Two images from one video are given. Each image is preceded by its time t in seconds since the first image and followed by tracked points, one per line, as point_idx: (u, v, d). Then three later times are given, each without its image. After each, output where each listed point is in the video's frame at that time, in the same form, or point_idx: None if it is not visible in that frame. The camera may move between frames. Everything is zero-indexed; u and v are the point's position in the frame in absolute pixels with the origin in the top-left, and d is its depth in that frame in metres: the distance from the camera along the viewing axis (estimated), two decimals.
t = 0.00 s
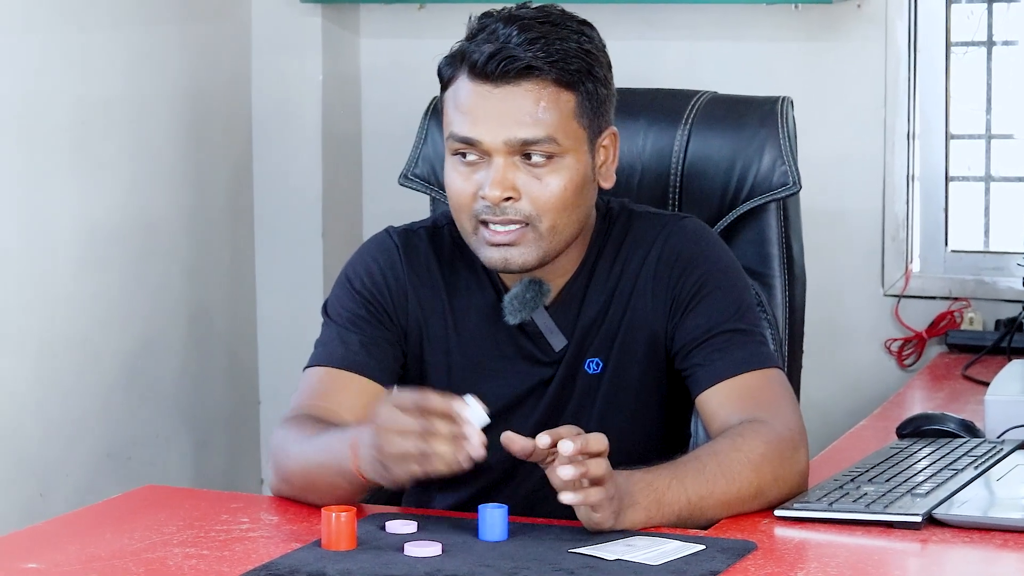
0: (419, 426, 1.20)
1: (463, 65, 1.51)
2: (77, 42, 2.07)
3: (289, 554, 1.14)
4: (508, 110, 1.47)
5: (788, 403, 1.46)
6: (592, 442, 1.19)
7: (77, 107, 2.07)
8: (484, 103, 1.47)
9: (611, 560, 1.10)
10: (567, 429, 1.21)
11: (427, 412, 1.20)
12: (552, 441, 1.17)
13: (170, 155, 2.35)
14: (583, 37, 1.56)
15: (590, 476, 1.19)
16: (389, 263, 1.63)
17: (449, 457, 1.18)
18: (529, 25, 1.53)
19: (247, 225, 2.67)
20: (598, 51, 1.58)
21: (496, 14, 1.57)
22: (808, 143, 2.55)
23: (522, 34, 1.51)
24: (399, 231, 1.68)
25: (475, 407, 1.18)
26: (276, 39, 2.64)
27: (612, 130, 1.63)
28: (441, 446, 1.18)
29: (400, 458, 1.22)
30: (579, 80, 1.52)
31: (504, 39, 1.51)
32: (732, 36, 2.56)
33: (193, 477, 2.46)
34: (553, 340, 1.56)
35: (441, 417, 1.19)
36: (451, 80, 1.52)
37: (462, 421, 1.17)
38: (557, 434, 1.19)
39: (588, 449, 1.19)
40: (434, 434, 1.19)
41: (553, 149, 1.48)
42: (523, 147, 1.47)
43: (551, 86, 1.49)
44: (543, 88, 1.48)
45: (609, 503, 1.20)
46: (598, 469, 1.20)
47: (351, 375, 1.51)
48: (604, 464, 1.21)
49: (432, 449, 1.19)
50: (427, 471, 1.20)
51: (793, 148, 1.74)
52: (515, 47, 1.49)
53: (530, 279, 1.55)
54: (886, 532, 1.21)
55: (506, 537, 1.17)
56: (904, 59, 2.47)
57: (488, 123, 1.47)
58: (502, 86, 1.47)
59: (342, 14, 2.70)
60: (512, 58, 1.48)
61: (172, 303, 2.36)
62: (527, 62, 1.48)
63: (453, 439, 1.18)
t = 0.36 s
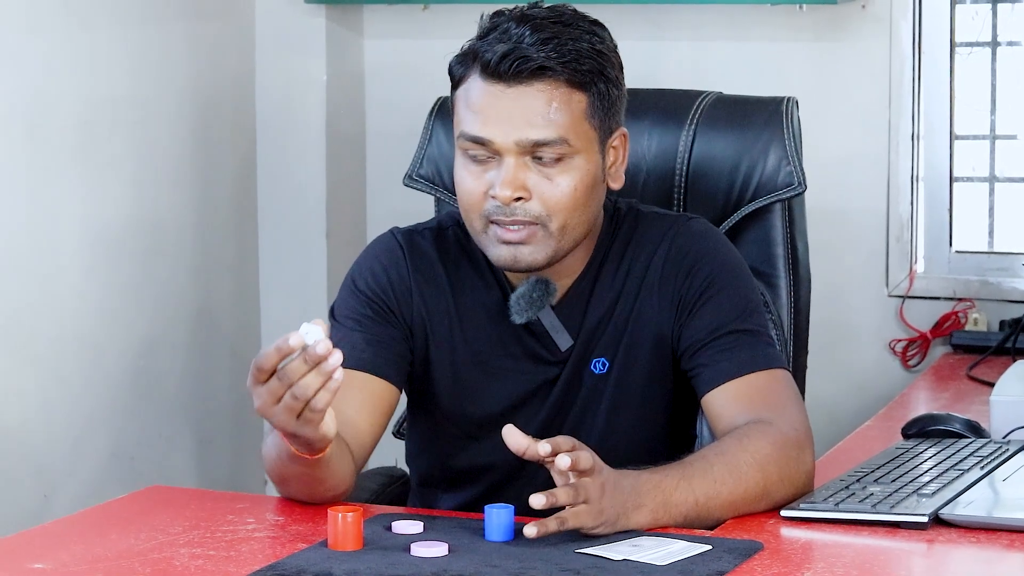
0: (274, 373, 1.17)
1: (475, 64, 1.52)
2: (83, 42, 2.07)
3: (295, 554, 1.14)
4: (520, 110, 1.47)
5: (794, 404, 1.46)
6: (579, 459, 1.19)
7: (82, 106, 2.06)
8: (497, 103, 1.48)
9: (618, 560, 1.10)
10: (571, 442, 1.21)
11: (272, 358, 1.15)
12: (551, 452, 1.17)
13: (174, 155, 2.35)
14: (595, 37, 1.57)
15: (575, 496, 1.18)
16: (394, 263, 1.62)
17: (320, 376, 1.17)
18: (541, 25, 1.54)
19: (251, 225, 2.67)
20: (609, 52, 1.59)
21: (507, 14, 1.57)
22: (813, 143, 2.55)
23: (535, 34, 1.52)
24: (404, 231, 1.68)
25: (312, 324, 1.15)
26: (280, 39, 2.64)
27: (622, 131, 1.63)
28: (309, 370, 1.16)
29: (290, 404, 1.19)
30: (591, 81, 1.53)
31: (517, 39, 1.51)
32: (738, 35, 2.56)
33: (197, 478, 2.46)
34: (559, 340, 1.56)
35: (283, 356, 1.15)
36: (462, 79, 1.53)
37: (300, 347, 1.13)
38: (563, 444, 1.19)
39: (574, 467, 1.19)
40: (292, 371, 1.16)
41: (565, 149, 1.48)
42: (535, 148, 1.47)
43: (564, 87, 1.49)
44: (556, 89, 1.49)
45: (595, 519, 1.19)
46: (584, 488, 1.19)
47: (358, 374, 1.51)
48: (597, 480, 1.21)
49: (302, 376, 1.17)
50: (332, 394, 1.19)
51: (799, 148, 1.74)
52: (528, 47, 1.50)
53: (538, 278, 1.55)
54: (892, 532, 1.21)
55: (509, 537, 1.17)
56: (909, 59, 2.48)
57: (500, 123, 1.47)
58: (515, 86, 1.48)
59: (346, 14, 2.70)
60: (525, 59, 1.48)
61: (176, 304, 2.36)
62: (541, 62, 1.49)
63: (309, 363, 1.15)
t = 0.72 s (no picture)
0: (272, 383, 1.17)
1: (477, 62, 1.52)
2: (82, 41, 2.07)
3: (293, 553, 1.13)
4: (527, 105, 1.47)
5: (794, 402, 1.46)
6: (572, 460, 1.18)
7: (81, 105, 2.06)
8: (503, 100, 1.48)
9: (616, 558, 1.10)
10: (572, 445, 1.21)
11: (268, 368, 1.16)
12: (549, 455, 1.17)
13: (173, 154, 2.35)
14: (594, 32, 1.57)
15: (566, 495, 1.18)
16: (393, 262, 1.62)
17: (318, 386, 1.17)
18: (541, 21, 1.54)
19: (250, 224, 2.67)
20: (609, 46, 1.59)
21: (504, 12, 1.57)
22: (813, 142, 2.55)
23: (536, 30, 1.52)
24: (404, 230, 1.68)
25: (308, 333, 1.15)
26: (280, 38, 2.64)
27: (622, 125, 1.63)
28: (306, 379, 1.17)
29: (289, 414, 1.20)
30: (593, 75, 1.53)
31: (518, 36, 1.51)
32: (737, 35, 2.56)
33: (196, 477, 2.45)
34: (559, 339, 1.56)
35: (279, 366, 1.15)
36: (464, 78, 1.53)
37: (295, 357, 1.14)
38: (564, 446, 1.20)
39: (567, 469, 1.18)
40: (290, 381, 1.16)
41: (572, 143, 1.48)
42: (542, 143, 1.47)
43: (568, 81, 1.50)
44: (561, 83, 1.49)
45: (590, 519, 1.19)
46: (580, 489, 1.19)
47: (358, 372, 1.51)
48: (593, 480, 1.21)
49: (299, 386, 1.17)
50: (331, 400, 1.19)
51: (798, 146, 1.74)
52: (531, 43, 1.50)
53: (538, 277, 1.55)
54: (891, 531, 1.20)
55: (507, 536, 1.16)
56: (909, 57, 2.48)
57: (507, 120, 1.47)
58: (520, 81, 1.48)
59: (345, 13, 2.70)
60: (531, 54, 1.48)
61: (175, 303, 2.36)
62: (545, 57, 1.49)
63: (306, 372, 1.16)
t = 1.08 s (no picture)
0: (263, 372, 1.17)
1: (481, 65, 1.52)
2: (83, 41, 2.07)
3: (294, 554, 1.14)
4: (533, 107, 1.47)
5: (795, 403, 1.46)
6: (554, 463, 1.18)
7: (82, 106, 2.07)
8: (509, 102, 1.48)
9: (617, 560, 1.10)
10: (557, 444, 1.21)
11: (258, 358, 1.15)
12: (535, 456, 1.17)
13: (174, 155, 2.35)
14: (597, 33, 1.57)
15: (551, 498, 1.19)
16: (394, 264, 1.62)
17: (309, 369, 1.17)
18: (544, 24, 1.54)
19: (251, 225, 2.67)
20: (612, 48, 1.59)
21: (506, 15, 1.58)
22: (813, 143, 2.55)
23: (540, 33, 1.52)
24: (405, 231, 1.68)
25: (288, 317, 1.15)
26: (280, 39, 2.64)
27: (625, 127, 1.64)
28: (295, 363, 1.16)
29: (283, 401, 1.20)
30: (598, 77, 1.53)
31: (522, 39, 1.52)
32: (739, 36, 2.56)
33: (196, 477, 2.46)
34: (560, 340, 1.56)
35: (268, 354, 1.15)
36: (467, 81, 1.53)
37: (282, 342, 1.14)
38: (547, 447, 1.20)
39: (549, 472, 1.18)
40: (280, 367, 1.15)
41: (578, 145, 1.49)
42: (548, 145, 1.48)
43: (574, 82, 1.50)
44: (567, 84, 1.49)
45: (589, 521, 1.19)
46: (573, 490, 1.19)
47: (357, 374, 1.51)
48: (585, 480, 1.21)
49: (289, 371, 1.17)
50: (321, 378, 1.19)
51: (799, 148, 1.74)
52: (536, 45, 1.50)
53: (539, 279, 1.55)
54: (891, 532, 1.20)
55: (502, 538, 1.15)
56: (909, 58, 2.48)
57: (514, 122, 1.47)
58: (527, 84, 1.48)
59: (346, 14, 2.70)
60: (537, 56, 1.48)
61: (176, 303, 2.36)
62: (552, 59, 1.49)
63: (294, 356, 1.15)
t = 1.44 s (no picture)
0: (257, 377, 1.17)
1: (480, 64, 1.52)
2: (81, 41, 2.07)
3: (289, 552, 1.14)
4: (533, 106, 1.47)
5: (790, 402, 1.46)
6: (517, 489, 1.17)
7: (80, 105, 2.07)
8: (508, 101, 1.48)
9: (612, 559, 1.10)
10: (531, 454, 1.22)
11: (251, 362, 1.15)
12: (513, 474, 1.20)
13: (172, 154, 2.35)
14: (595, 33, 1.57)
15: (545, 505, 1.17)
16: (390, 263, 1.62)
17: (303, 373, 1.17)
18: (543, 23, 1.54)
19: (249, 225, 2.67)
20: (609, 47, 1.59)
21: (503, 14, 1.58)
22: (811, 142, 2.55)
23: (538, 32, 1.52)
24: (401, 230, 1.68)
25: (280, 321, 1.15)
26: (279, 38, 2.64)
27: (622, 126, 1.64)
28: (289, 367, 1.16)
29: (278, 405, 1.19)
30: (596, 76, 1.53)
31: (520, 38, 1.52)
32: (736, 35, 2.56)
33: (194, 477, 2.46)
34: (557, 339, 1.56)
35: (261, 359, 1.15)
36: (465, 80, 1.53)
37: (274, 346, 1.14)
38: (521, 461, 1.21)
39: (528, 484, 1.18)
40: (274, 371, 1.15)
41: (577, 144, 1.49)
42: (548, 144, 1.47)
43: (573, 81, 1.50)
44: (566, 83, 1.49)
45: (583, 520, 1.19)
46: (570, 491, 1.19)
47: (354, 374, 1.51)
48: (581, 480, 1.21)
49: (284, 375, 1.16)
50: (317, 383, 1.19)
51: (796, 146, 1.74)
52: (535, 44, 1.50)
53: (536, 278, 1.55)
54: (887, 531, 1.20)
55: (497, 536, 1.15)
56: (906, 58, 2.48)
57: (513, 121, 1.47)
58: (526, 83, 1.48)
59: (344, 13, 2.71)
60: (536, 55, 1.48)
61: (174, 303, 2.36)
62: (551, 58, 1.49)
63: (288, 360, 1.15)
